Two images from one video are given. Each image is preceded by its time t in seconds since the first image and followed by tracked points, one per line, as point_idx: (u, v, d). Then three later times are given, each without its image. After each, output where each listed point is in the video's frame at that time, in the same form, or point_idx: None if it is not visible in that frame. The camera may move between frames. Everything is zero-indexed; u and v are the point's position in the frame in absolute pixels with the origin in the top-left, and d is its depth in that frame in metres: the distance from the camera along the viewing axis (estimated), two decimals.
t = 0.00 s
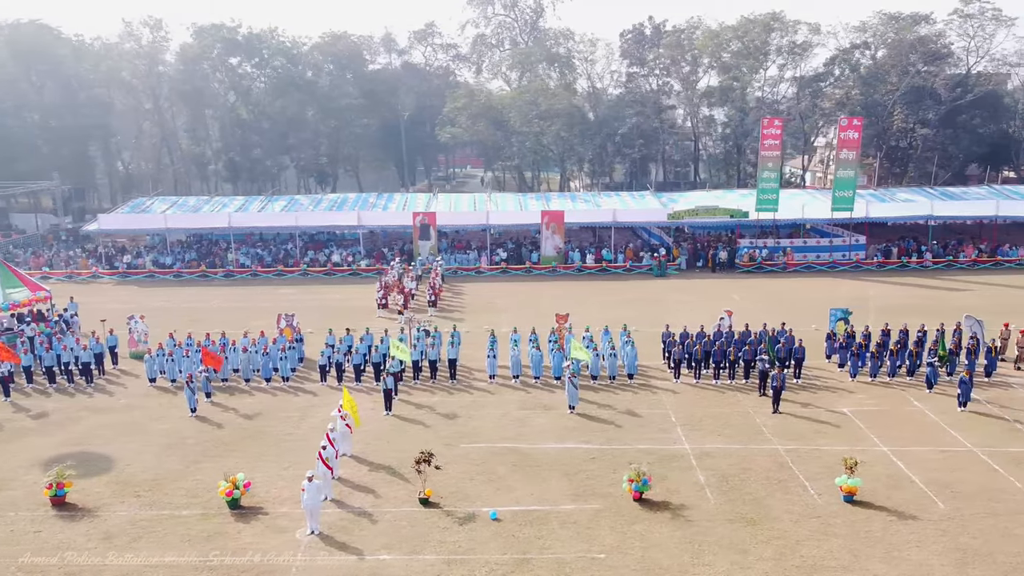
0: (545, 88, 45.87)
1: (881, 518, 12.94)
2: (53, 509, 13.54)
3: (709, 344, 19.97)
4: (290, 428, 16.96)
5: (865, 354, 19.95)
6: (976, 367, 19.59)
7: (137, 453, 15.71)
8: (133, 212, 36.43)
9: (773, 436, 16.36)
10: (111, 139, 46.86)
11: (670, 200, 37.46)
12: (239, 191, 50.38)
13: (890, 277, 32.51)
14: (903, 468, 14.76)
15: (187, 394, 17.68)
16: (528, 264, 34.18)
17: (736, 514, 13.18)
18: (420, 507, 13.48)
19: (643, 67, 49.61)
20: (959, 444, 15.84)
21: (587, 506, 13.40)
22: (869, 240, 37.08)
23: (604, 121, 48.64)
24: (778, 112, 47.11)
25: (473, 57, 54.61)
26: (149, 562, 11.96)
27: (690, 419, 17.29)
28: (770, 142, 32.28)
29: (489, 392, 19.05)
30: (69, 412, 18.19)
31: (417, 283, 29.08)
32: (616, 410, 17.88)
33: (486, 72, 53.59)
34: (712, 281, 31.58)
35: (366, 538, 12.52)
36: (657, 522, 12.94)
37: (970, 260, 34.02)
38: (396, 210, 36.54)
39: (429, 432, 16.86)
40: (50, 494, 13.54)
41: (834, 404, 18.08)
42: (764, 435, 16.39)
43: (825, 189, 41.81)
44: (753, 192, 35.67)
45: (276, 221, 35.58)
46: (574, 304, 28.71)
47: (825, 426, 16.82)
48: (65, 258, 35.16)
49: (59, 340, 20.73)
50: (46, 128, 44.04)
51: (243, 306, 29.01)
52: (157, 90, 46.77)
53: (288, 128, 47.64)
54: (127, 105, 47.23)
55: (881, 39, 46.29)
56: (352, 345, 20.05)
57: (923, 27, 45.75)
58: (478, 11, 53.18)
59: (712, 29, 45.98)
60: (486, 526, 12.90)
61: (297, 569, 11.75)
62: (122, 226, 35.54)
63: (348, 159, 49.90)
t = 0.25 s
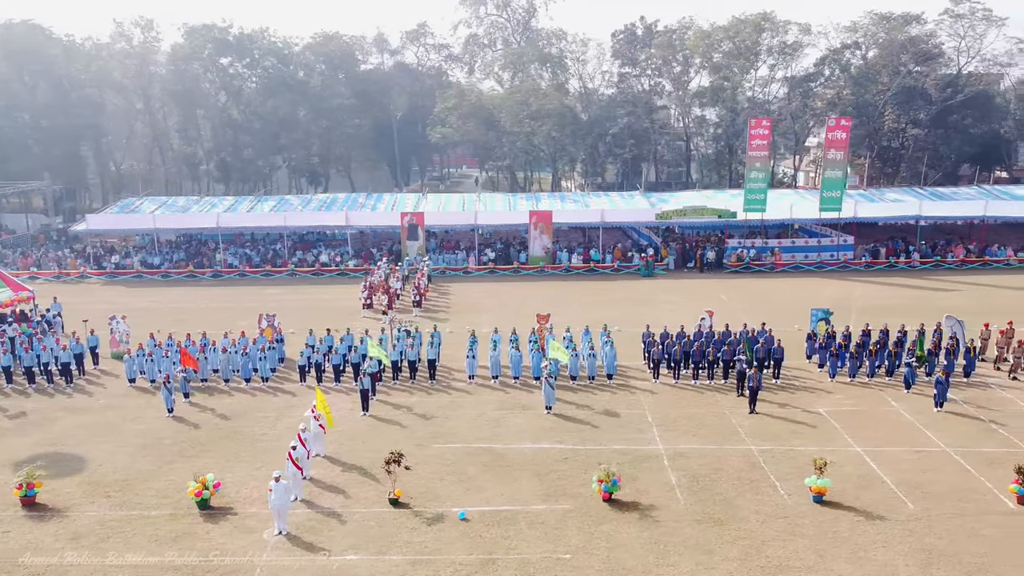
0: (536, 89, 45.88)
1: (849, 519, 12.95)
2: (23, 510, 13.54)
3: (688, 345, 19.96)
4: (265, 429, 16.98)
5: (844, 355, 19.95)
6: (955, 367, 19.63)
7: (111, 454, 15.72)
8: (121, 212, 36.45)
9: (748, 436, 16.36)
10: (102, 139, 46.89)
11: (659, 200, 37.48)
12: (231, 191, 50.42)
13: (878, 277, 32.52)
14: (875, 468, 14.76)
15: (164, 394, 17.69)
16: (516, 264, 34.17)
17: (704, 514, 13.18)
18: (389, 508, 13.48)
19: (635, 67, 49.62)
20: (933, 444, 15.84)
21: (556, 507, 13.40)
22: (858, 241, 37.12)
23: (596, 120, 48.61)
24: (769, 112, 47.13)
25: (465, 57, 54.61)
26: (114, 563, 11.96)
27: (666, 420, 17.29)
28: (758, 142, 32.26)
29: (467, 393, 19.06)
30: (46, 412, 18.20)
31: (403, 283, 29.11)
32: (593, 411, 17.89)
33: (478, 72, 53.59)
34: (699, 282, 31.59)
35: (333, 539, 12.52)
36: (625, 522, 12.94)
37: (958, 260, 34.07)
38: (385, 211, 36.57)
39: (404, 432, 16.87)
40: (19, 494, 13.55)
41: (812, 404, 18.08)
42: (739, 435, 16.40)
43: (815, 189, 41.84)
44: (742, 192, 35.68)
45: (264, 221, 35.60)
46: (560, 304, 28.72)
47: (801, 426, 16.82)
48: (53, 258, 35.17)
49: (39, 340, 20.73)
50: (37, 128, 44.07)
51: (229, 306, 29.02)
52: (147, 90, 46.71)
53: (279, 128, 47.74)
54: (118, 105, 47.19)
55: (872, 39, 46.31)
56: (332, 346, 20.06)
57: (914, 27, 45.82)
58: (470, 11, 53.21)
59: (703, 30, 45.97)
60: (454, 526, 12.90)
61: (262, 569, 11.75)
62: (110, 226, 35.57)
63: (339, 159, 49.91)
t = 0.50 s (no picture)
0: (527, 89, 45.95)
1: (816, 519, 12.96)
2: None
3: (667, 345, 19.97)
4: (241, 429, 16.99)
5: (823, 355, 19.96)
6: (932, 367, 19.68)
7: (84, 454, 15.74)
8: (110, 212, 36.47)
9: (722, 437, 16.38)
10: (93, 140, 46.85)
11: (648, 201, 37.51)
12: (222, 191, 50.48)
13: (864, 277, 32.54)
14: (846, 468, 14.78)
15: (140, 395, 17.72)
16: (504, 264, 34.18)
17: (672, 514, 13.20)
18: (357, 508, 13.50)
19: (627, 68, 49.61)
20: (905, 444, 15.87)
21: (524, 507, 13.42)
22: (846, 241, 37.19)
23: (588, 120, 48.66)
24: (760, 112, 47.21)
25: (457, 57, 54.65)
26: (79, 563, 11.97)
27: (641, 420, 17.31)
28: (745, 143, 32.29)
29: (445, 393, 19.09)
30: (23, 412, 18.21)
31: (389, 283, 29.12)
32: (569, 411, 17.91)
33: (470, 72, 53.64)
34: (685, 282, 31.60)
35: (299, 539, 12.53)
36: (592, 523, 12.95)
37: (945, 260, 34.14)
38: (372, 211, 36.59)
39: (379, 432, 16.89)
40: None
41: (788, 404, 18.10)
42: (713, 436, 16.43)
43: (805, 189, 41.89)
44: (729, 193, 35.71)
45: (252, 221, 35.64)
46: (546, 305, 28.74)
47: (775, 426, 16.85)
48: (41, 258, 35.18)
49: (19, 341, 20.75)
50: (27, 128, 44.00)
51: (215, 307, 29.03)
52: (138, 90, 46.75)
53: (270, 128, 47.94)
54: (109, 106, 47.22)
55: (863, 39, 46.29)
56: (311, 346, 20.09)
57: (904, 28, 45.78)
58: (462, 11, 53.26)
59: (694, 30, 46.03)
60: (421, 526, 12.92)
61: (226, 569, 11.77)
62: (98, 226, 35.58)
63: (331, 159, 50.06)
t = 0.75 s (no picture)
0: (517, 89, 45.97)
1: (782, 520, 12.96)
2: None
3: (645, 345, 19.97)
4: (215, 430, 17.00)
5: (801, 355, 19.95)
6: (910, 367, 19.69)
7: (57, 455, 15.75)
8: (98, 213, 36.48)
9: (696, 437, 16.38)
10: (84, 140, 46.99)
11: (637, 201, 37.51)
12: (214, 191, 50.56)
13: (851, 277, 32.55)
14: (816, 468, 14.78)
15: (116, 394, 17.72)
16: (491, 264, 34.18)
17: (639, 515, 13.19)
18: (325, 508, 13.48)
19: (618, 68, 49.54)
20: (878, 445, 15.87)
21: (492, 508, 13.41)
22: (835, 241, 37.20)
23: (579, 121, 48.61)
24: (751, 112, 47.20)
25: (449, 58, 54.65)
26: (43, 563, 11.99)
27: (616, 420, 17.31)
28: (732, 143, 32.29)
29: (423, 393, 19.09)
30: None
31: (374, 283, 29.13)
32: (545, 411, 17.91)
33: (462, 72, 53.62)
34: (671, 282, 31.62)
35: (265, 540, 12.53)
36: (559, 523, 12.94)
37: (933, 261, 34.17)
38: (360, 211, 36.59)
39: (353, 432, 16.89)
40: None
41: (764, 405, 18.10)
42: (687, 436, 16.42)
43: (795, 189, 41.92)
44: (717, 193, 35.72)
45: (240, 221, 35.65)
46: (531, 305, 28.75)
47: (749, 426, 16.84)
48: (29, 258, 35.21)
49: None
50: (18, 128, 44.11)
51: (200, 307, 29.04)
52: (129, 90, 46.68)
53: (262, 129, 48.02)
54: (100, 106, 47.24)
55: (854, 40, 46.25)
56: (289, 346, 20.08)
57: (895, 28, 45.70)
58: (455, 11, 53.24)
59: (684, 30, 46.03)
60: (387, 527, 12.91)
61: (189, 570, 11.77)
62: (86, 226, 35.61)
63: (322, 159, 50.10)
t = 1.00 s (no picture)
0: (507, 90, 46.00)
1: (748, 520, 12.96)
2: None
3: (623, 346, 19.99)
4: (190, 430, 17.01)
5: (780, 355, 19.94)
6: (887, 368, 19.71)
7: (29, 455, 15.76)
8: (86, 213, 36.48)
9: (669, 437, 16.39)
10: (75, 140, 47.04)
11: (625, 201, 37.51)
12: (205, 191, 50.57)
13: (838, 277, 32.55)
14: (786, 469, 14.79)
15: (91, 395, 17.73)
16: (478, 264, 34.19)
17: (605, 515, 13.19)
18: (293, 509, 13.49)
19: (610, 68, 49.49)
20: (850, 446, 15.87)
21: (459, 508, 13.41)
22: (823, 241, 37.20)
23: (570, 121, 48.57)
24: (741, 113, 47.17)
25: (441, 57, 54.63)
26: (6, 564, 12.00)
27: (591, 420, 17.32)
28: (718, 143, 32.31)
29: (400, 394, 19.11)
30: None
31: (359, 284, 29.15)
32: (520, 411, 17.92)
33: (454, 73, 53.60)
34: (657, 283, 31.63)
35: (230, 541, 12.53)
36: (525, 523, 12.94)
37: (920, 261, 34.19)
38: (347, 211, 36.57)
39: (327, 433, 16.90)
40: None
41: (740, 405, 18.10)
42: (660, 436, 16.44)
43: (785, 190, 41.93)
44: (705, 193, 35.72)
45: (227, 221, 35.66)
46: (516, 306, 28.76)
47: (723, 426, 16.86)
48: (17, 258, 35.23)
49: None
50: (7, 128, 44.14)
51: (185, 308, 29.04)
52: (120, 90, 46.74)
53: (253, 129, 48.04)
54: (90, 106, 47.29)
55: (844, 40, 46.24)
56: (267, 346, 20.08)
57: (885, 28, 45.57)
58: (446, 12, 53.28)
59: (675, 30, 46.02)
60: (353, 527, 12.91)
61: (152, 570, 11.77)
62: (74, 226, 35.62)
63: (313, 160, 50.10)
